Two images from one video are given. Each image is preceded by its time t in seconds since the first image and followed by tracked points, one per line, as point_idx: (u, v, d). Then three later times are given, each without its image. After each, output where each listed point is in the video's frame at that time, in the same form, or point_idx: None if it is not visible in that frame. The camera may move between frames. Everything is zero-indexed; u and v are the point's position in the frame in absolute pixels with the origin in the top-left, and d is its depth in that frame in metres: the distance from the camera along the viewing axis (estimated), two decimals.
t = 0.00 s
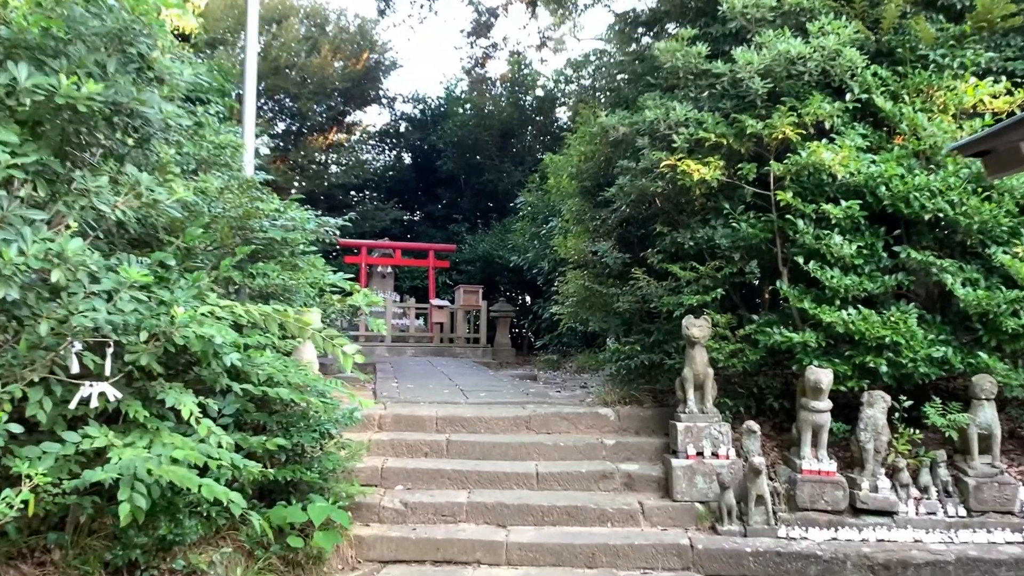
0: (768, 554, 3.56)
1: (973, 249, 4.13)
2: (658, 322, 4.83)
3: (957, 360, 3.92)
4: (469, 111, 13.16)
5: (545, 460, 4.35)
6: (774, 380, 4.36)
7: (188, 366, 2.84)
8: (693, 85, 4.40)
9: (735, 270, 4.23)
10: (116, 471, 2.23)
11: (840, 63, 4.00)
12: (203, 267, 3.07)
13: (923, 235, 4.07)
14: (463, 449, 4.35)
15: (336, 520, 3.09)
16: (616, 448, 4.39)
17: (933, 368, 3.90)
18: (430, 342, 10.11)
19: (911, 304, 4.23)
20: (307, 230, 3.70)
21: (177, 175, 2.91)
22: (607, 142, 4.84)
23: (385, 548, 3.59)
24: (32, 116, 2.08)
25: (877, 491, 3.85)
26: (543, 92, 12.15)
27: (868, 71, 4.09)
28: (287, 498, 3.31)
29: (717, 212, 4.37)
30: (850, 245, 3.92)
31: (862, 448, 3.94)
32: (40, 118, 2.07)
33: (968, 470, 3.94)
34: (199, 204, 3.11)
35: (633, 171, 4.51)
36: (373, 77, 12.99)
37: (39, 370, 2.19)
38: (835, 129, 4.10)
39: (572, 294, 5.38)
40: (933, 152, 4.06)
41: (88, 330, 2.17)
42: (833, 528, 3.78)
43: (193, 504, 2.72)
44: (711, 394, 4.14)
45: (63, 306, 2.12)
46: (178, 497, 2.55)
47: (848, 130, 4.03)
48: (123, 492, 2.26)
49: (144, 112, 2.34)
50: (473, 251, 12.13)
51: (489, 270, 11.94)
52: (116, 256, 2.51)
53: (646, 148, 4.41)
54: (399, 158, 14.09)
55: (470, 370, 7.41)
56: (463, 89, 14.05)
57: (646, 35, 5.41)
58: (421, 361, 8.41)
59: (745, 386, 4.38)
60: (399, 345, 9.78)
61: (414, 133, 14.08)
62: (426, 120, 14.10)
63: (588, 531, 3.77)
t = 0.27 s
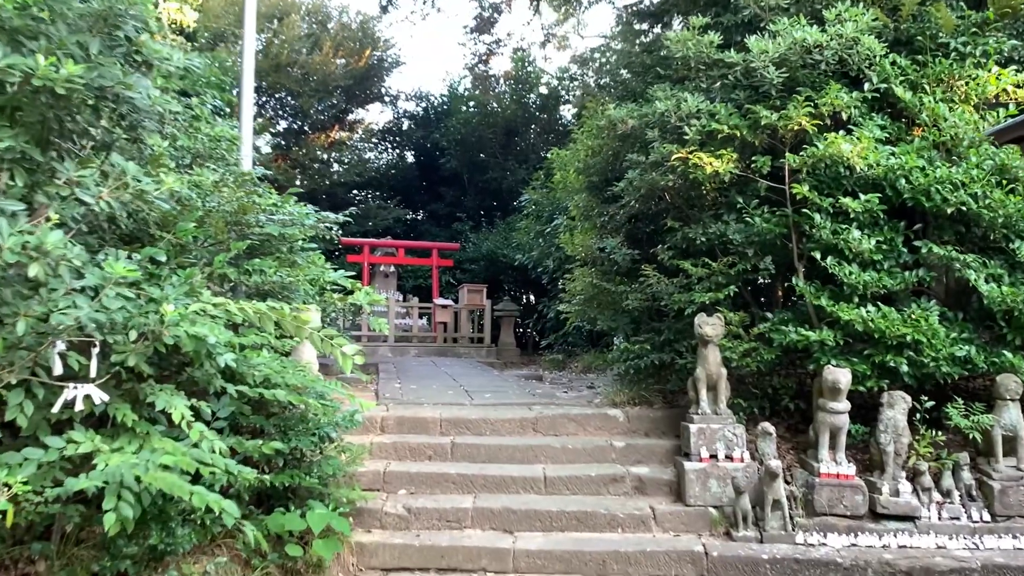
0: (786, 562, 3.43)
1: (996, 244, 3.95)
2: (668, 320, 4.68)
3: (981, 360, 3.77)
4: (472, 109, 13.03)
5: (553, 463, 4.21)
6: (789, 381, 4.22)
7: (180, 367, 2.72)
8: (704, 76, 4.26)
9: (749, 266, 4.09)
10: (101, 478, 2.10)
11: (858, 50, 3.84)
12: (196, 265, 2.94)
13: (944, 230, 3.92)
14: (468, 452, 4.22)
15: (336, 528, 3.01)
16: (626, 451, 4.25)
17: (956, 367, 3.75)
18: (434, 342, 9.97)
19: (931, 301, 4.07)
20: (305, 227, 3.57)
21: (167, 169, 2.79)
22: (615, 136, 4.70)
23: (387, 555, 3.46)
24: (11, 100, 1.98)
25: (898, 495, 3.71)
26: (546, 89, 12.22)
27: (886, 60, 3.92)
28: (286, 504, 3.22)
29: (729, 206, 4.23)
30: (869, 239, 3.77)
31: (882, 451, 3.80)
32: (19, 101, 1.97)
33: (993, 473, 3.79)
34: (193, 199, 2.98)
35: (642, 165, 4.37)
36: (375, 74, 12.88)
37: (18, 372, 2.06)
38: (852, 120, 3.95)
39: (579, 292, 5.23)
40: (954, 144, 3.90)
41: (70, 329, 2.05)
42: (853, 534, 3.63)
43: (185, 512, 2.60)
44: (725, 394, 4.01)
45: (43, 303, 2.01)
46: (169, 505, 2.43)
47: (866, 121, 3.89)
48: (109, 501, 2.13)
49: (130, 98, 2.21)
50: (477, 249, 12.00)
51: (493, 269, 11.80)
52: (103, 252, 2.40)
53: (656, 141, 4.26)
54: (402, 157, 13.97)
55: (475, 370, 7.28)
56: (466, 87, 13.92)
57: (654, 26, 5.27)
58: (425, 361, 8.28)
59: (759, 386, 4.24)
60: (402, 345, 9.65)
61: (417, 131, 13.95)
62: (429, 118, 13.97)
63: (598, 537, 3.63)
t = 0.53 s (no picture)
0: (803, 574, 3.29)
1: (1018, 242, 3.81)
2: (676, 323, 4.55)
3: (1003, 363, 3.63)
4: (472, 109, 12.90)
5: (559, 471, 4.07)
6: (803, 385, 4.08)
7: (169, 375, 2.59)
8: (713, 70, 4.13)
9: (760, 266, 3.95)
10: (79, 495, 1.97)
11: (874, 43, 3.71)
12: (186, 267, 2.81)
13: (964, 228, 3.78)
14: (471, 460, 4.08)
15: (334, 541, 2.90)
16: (634, 458, 4.12)
17: (977, 370, 3.62)
18: (435, 344, 9.83)
19: (950, 301, 3.93)
20: (301, 228, 3.44)
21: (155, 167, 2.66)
22: (622, 133, 4.57)
23: (388, 568, 3.33)
24: None
25: (918, 503, 3.56)
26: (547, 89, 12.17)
27: (903, 52, 3.79)
28: (281, 516, 3.10)
29: (740, 205, 4.10)
30: (886, 238, 3.63)
31: (901, 457, 3.65)
32: None
33: (1016, 480, 3.64)
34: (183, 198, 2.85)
35: (650, 162, 4.24)
36: (374, 74, 12.76)
37: None
38: (868, 115, 3.82)
39: (584, 293, 5.10)
40: (973, 139, 3.74)
41: (47, 336, 1.92)
42: (872, 544, 3.49)
43: (174, 527, 2.47)
44: (737, 399, 3.88)
45: (16, 308, 1.88)
46: (156, 521, 2.30)
47: (883, 115, 3.76)
48: (90, 519, 2.00)
49: (112, 90, 2.08)
50: (478, 251, 11.86)
51: (495, 271, 11.67)
52: (86, 253, 2.27)
53: (664, 137, 4.13)
54: (402, 158, 13.85)
55: (477, 374, 7.15)
56: (466, 87, 13.79)
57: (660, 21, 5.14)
58: (426, 365, 8.15)
59: (772, 391, 4.10)
60: (403, 348, 9.52)
61: (416, 132, 13.83)
62: (429, 118, 13.85)
63: (607, 549, 3.49)
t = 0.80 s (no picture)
0: None
1: None
2: (683, 321, 4.43)
3: None
4: (473, 107, 12.78)
5: (563, 474, 3.95)
6: (815, 385, 3.95)
7: (156, 376, 2.48)
8: (721, 61, 4.00)
9: (771, 263, 3.83)
10: (54, 504, 1.85)
11: (889, 31, 3.58)
12: (174, 263, 2.69)
13: (982, 223, 3.65)
14: (472, 463, 3.96)
15: (330, 549, 2.74)
16: (640, 461, 3.99)
17: (997, 370, 3.48)
18: (436, 345, 9.71)
19: (968, 298, 3.80)
20: (296, 223, 3.32)
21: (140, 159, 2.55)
22: (626, 126, 4.45)
23: None
24: None
25: (937, 508, 3.43)
26: (549, 87, 12.01)
27: (918, 40, 3.66)
28: (275, 523, 3.00)
29: (749, 200, 3.97)
30: (902, 233, 3.51)
31: (918, 460, 3.52)
32: None
33: None
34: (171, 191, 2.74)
35: (656, 156, 4.12)
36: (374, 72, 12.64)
37: None
38: (882, 106, 3.69)
39: (588, 292, 4.98)
40: (990, 131, 3.57)
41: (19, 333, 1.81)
42: (889, 550, 3.36)
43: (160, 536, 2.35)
44: (747, 400, 3.76)
45: None
46: (140, 530, 2.18)
47: (898, 106, 3.63)
48: (66, 529, 1.88)
49: (89, 73, 1.96)
50: (479, 250, 11.74)
51: (496, 271, 11.55)
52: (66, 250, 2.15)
53: (671, 130, 4.02)
54: (402, 157, 13.73)
55: (478, 375, 7.03)
56: (467, 85, 13.67)
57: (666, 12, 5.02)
58: (427, 366, 8.03)
59: (783, 392, 3.97)
60: (403, 349, 9.40)
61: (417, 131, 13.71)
62: (429, 117, 13.73)
63: (613, 556, 3.37)
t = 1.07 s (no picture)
0: None
1: None
2: (690, 320, 4.29)
3: None
4: (474, 105, 12.64)
5: (565, 479, 3.81)
6: (827, 386, 3.81)
7: (138, 376, 2.35)
8: (730, 50, 3.87)
9: (781, 260, 3.70)
10: (20, 514, 1.72)
11: (905, 18, 3.44)
12: (157, 257, 2.56)
13: (1002, 218, 3.51)
14: (471, 467, 3.82)
15: (321, 558, 2.61)
16: (645, 465, 3.86)
17: (1018, 371, 3.34)
18: (435, 345, 9.57)
19: (986, 296, 3.65)
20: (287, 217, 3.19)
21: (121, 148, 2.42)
22: (631, 119, 4.32)
23: None
24: None
25: (955, 515, 3.29)
26: (550, 84, 11.90)
27: (936, 28, 3.52)
28: (265, 530, 2.88)
29: (758, 195, 3.84)
30: (918, 228, 3.37)
31: (935, 464, 3.38)
32: None
33: None
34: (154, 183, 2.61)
35: (662, 149, 3.99)
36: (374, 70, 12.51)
37: None
38: (897, 97, 3.56)
39: (591, 290, 4.84)
40: (1011, 122, 3.39)
41: None
42: (906, 559, 3.22)
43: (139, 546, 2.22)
44: (757, 402, 3.64)
45: None
46: (117, 540, 2.05)
47: (914, 96, 3.49)
48: (33, 541, 1.75)
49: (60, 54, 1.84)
50: (480, 250, 11.60)
51: (497, 270, 11.41)
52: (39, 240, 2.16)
53: (678, 122, 3.88)
54: (402, 155, 13.60)
55: (478, 375, 6.90)
56: (467, 82, 13.53)
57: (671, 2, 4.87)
58: (426, 366, 7.90)
59: (794, 393, 3.84)
60: (402, 350, 9.28)
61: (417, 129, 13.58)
62: (430, 115, 13.59)
63: (618, 564, 3.23)
